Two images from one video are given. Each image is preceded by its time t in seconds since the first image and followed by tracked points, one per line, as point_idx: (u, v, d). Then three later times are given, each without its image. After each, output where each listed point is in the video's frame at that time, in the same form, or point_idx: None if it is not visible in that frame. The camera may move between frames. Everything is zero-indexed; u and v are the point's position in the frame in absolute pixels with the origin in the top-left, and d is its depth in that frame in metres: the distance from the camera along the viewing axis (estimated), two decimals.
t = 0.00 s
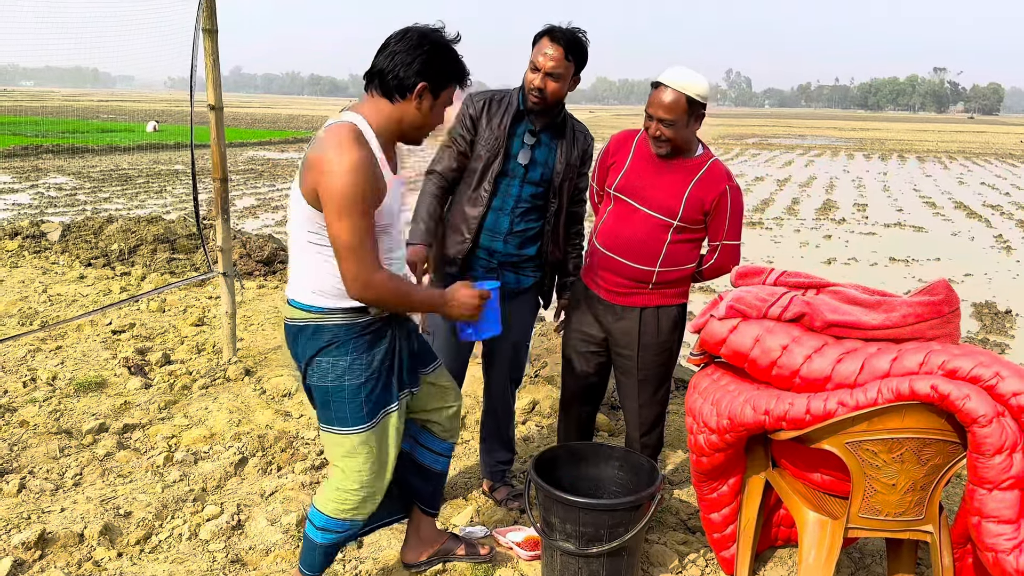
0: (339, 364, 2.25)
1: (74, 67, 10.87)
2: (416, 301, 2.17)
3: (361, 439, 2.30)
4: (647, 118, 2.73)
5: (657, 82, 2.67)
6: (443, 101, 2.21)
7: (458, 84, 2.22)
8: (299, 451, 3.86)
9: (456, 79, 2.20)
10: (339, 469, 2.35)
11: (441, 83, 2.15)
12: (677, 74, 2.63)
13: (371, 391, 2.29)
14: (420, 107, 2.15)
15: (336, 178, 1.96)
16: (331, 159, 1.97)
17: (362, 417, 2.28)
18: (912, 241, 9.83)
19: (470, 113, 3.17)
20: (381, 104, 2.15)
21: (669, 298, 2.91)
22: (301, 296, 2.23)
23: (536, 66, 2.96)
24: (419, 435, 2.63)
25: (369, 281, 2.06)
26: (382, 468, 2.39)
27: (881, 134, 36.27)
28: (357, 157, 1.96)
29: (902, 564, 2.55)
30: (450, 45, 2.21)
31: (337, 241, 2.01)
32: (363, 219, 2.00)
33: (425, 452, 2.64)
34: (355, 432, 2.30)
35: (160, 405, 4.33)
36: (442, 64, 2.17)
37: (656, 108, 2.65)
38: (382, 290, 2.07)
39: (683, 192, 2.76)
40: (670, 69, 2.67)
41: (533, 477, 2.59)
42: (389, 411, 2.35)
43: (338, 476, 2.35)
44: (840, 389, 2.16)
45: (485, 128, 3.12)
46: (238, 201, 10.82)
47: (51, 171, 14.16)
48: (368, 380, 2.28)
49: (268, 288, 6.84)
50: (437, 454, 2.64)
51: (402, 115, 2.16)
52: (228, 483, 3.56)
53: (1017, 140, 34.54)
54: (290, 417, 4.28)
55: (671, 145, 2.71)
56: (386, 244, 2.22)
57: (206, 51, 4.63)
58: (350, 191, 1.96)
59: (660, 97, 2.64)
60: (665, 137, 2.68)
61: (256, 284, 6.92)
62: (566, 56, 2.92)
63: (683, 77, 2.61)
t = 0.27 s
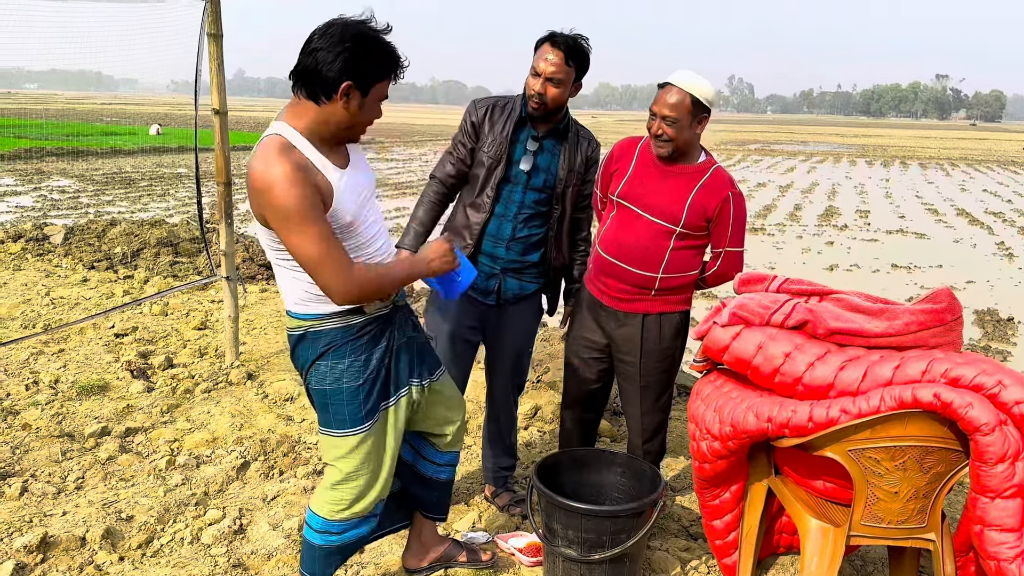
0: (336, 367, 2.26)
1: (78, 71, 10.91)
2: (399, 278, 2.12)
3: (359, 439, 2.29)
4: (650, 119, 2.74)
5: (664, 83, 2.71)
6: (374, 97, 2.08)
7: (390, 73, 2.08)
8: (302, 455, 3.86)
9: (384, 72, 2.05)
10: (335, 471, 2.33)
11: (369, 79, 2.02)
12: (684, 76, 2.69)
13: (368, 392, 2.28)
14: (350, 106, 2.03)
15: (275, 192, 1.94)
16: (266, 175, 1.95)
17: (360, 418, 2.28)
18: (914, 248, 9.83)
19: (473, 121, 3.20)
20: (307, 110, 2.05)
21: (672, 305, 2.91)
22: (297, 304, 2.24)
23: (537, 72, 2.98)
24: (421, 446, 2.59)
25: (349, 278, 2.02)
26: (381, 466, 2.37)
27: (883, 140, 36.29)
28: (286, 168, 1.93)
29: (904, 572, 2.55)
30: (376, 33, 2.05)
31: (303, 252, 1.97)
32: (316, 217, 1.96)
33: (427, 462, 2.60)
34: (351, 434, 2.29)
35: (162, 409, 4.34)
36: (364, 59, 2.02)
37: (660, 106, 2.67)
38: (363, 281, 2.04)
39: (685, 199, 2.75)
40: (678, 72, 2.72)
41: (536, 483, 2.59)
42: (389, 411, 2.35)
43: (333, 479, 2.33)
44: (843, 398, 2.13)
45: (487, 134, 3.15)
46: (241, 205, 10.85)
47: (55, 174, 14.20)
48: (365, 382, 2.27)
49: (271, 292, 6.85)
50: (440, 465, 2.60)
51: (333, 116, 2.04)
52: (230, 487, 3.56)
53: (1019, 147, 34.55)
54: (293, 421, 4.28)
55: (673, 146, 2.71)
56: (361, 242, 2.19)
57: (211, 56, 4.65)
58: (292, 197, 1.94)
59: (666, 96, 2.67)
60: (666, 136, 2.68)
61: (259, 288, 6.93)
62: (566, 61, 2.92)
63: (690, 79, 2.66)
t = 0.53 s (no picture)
0: (337, 374, 2.26)
1: (82, 74, 10.94)
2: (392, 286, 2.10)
3: (360, 447, 2.29)
4: (655, 128, 2.75)
5: (669, 91, 2.72)
6: (334, 105, 1.99)
7: (348, 76, 1.99)
8: (302, 460, 3.86)
9: (336, 78, 1.96)
10: (336, 478, 2.33)
11: (327, 87, 1.93)
12: (688, 85, 2.70)
13: (369, 400, 2.29)
14: (312, 121, 1.96)
15: (260, 218, 1.92)
16: (251, 203, 1.93)
17: (362, 425, 2.28)
18: (915, 256, 9.83)
19: (476, 127, 3.21)
20: (270, 130, 1.99)
21: (674, 313, 2.91)
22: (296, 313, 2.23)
23: (539, 78, 2.99)
24: (422, 457, 2.59)
25: (346, 294, 2.01)
26: (381, 474, 2.37)
27: (885, 148, 36.33)
28: (268, 195, 1.91)
29: None
30: (325, 37, 1.95)
31: (298, 277, 1.96)
32: (307, 239, 1.94)
33: (428, 472, 2.59)
34: (353, 441, 2.29)
35: (163, 413, 4.34)
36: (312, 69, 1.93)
37: (665, 115, 2.68)
38: (359, 295, 2.03)
39: (689, 207, 2.76)
40: (682, 81, 2.73)
41: (537, 490, 2.59)
42: (390, 418, 2.35)
43: (333, 486, 2.33)
44: (845, 406, 2.12)
45: (489, 140, 3.16)
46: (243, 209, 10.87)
47: (58, 178, 14.23)
48: (366, 389, 2.28)
49: (273, 296, 6.87)
50: (441, 475, 2.60)
51: (298, 134, 1.98)
52: (231, 492, 3.55)
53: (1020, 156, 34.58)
54: (294, 426, 4.28)
55: (678, 154, 2.72)
56: (355, 251, 2.15)
57: (215, 61, 4.66)
58: (279, 222, 1.91)
59: (670, 104, 2.68)
60: (672, 144, 2.69)
61: (261, 292, 6.94)
62: (566, 69, 2.93)
63: (694, 87, 2.67)
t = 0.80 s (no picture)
0: (340, 381, 2.25)
1: (84, 78, 10.97)
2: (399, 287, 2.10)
3: (363, 453, 2.29)
4: (659, 137, 2.75)
5: (671, 100, 2.72)
6: (308, 108, 1.98)
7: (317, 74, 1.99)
8: (302, 465, 3.86)
9: (301, 82, 1.95)
10: (339, 486, 2.32)
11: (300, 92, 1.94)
12: (689, 93, 2.70)
13: (373, 405, 2.28)
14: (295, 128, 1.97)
15: (265, 229, 1.93)
16: (254, 215, 1.94)
17: (366, 431, 2.28)
18: (916, 263, 9.83)
19: (479, 133, 3.23)
20: (258, 146, 2.01)
21: (675, 320, 2.91)
22: (299, 318, 2.23)
23: (541, 85, 2.99)
24: (421, 465, 2.59)
25: (354, 298, 2.00)
26: (383, 481, 2.36)
27: (885, 155, 36.36)
28: (270, 205, 1.92)
29: None
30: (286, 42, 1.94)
31: (306, 284, 1.96)
32: (312, 245, 1.95)
33: (429, 482, 2.59)
34: (356, 448, 2.28)
35: (164, 417, 4.34)
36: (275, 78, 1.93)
37: (669, 124, 2.68)
38: (368, 297, 2.03)
39: (692, 214, 2.76)
40: (683, 89, 2.73)
41: (538, 496, 2.59)
42: (392, 425, 2.35)
43: (336, 494, 2.32)
44: (847, 414, 2.12)
45: (491, 146, 3.17)
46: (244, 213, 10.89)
47: (59, 181, 14.25)
48: (369, 395, 2.27)
49: (274, 301, 6.87)
50: (441, 485, 2.59)
51: (285, 145, 1.99)
52: (231, 497, 3.55)
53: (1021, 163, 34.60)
54: (294, 431, 4.28)
55: (682, 163, 2.72)
56: (357, 254, 2.15)
57: (217, 65, 4.68)
58: (284, 231, 1.92)
59: (674, 113, 2.68)
60: (676, 153, 2.68)
61: (262, 297, 6.95)
62: (567, 75, 2.94)
63: (696, 95, 2.68)
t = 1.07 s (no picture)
0: (339, 391, 2.25)
1: (84, 83, 10.98)
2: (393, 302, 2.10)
3: (366, 463, 2.29)
4: (659, 144, 2.75)
5: (672, 107, 2.73)
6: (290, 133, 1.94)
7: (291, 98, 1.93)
8: (301, 471, 3.85)
9: (278, 109, 1.90)
10: (341, 498, 2.32)
11: (273, 120, 1.90)
12: (689, 100, 2.71)
13: (372, 415, 2.28)
14: (273, 156, 1.94)
15: (259, 250, 1.93)
16: (248, 236, 1.94)
17: (366, 442, 2.28)
18: (915, 270, 9.85)
19: (480, 139, 3.23)
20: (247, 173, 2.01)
21: (677, 328, 2.91)
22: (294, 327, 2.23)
23: (542, 92, 3.00)
24: (422, 477, 2.59)
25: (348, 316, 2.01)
26: (386, 492, 2.36)
27: (883, 162, 36.44)
28: (263, 227, 1.92)
29: None
30: (256, 71, 1.91)
31: (301, 303, 1.96)
32: (306, 266, 1.94)
33: (431, 494, 2.59)
34: (358, 459, 2.28)
35: (163, 423, 4.33)
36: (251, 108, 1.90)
37: (670, 131, 2.68)
38: (362, 314, 2.03)
39: (694, 222, 2.77)
40: (683, 96, 2.74)
41: (536, 502, 2.58)
42: (393, 435, 2.35)
43: (338, 505, 2.32)
44: (846, 422, 2.12)
45: (493, 153, 3.18)
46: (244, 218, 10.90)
47: (58, 186, 14.25)
48: (368, 405, 2.27)
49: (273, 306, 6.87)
50: (445, 497, 2.59)
51: (269, 172, 1.98)
52: (229, 503, 3.54)
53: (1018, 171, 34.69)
54: (293, 436, 4.27)
55: (683, 170, 2.72)
56: (352, 269, 2.14)
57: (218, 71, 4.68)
58: (278, 251, 1.92)
59: (674, 121, 2.68)
60: (677, 161, 2.69)
61: (261, 302, 6.95)
62: (568, 84, 2.94)
63: (696, 101, 2.69)
